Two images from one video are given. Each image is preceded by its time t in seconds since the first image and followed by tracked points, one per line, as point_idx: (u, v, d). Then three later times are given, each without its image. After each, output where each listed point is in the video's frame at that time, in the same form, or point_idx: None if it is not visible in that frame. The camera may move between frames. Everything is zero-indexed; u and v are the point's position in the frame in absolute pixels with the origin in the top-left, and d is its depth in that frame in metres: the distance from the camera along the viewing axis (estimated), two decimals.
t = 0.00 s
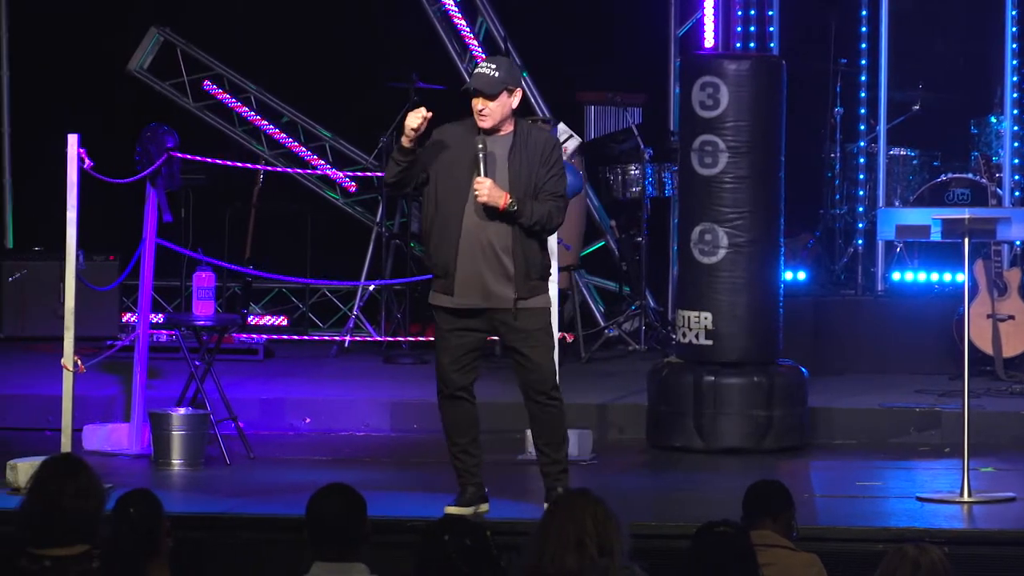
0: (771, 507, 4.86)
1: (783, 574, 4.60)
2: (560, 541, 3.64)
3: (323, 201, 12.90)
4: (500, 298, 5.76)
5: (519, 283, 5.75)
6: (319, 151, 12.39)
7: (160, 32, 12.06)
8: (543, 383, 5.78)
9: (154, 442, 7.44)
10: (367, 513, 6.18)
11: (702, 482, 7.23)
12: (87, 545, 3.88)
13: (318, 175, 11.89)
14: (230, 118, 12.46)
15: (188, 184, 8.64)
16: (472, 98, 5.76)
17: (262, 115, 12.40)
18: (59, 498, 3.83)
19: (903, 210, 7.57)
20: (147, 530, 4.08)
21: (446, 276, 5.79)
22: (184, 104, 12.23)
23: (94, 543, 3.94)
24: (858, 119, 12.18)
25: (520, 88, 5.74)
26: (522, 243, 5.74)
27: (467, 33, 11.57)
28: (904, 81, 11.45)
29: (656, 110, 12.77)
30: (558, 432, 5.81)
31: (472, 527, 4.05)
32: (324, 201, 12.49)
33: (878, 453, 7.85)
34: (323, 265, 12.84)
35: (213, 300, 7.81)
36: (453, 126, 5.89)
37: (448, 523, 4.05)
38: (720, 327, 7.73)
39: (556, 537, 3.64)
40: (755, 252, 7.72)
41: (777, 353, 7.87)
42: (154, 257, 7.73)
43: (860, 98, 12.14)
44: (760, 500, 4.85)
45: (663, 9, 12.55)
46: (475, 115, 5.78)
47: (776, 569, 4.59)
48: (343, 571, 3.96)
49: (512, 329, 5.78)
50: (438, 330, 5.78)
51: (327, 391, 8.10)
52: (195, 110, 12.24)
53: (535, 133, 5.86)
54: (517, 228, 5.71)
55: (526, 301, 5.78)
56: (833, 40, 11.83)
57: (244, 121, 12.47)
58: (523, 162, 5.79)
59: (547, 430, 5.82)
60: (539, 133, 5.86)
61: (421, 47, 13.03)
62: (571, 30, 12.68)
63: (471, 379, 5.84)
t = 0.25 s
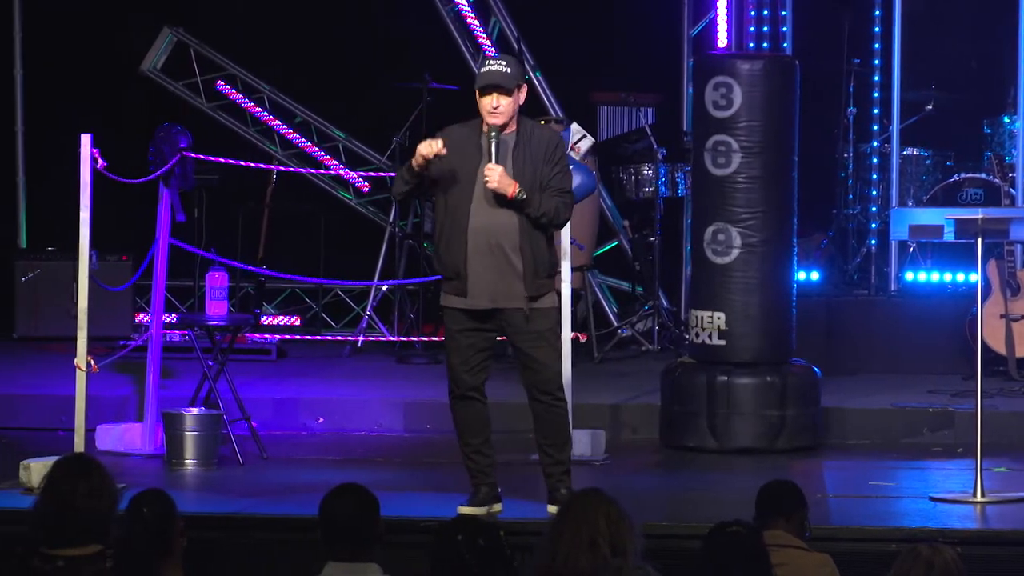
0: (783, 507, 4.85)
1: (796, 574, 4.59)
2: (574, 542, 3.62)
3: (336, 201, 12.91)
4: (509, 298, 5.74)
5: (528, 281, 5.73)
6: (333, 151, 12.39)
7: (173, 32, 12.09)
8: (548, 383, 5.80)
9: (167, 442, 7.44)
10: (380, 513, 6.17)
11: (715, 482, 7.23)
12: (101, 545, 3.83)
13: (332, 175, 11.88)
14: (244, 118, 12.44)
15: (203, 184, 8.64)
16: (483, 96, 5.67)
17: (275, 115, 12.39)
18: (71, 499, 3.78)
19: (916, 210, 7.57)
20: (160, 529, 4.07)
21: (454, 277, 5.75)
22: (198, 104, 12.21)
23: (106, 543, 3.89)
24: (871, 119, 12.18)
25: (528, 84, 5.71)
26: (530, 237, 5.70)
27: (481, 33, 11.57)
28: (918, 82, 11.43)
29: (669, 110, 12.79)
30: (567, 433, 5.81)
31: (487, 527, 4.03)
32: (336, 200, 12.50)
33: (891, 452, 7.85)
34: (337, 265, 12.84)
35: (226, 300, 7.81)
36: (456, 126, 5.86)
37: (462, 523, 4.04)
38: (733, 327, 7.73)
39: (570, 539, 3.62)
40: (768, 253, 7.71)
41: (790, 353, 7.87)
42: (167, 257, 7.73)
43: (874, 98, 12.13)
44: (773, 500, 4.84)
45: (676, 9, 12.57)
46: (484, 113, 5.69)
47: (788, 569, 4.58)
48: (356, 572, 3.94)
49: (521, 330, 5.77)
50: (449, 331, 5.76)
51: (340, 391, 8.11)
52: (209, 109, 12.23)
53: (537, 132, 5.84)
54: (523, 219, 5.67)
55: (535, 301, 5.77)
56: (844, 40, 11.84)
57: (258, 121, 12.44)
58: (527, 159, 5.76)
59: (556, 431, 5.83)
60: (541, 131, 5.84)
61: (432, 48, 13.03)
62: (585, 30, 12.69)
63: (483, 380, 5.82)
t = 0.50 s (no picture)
0: (797, 507, 4.84)
1: (810, 574, 4.57)
2: (587, 541, 3.61)
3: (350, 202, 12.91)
4: (524, 296, 5.72)
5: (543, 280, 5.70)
6: (346, 152, 12.39)
7: (187, 32, 12.10)
8: (562, 383, 5.77)
9: (181, 442, 7.44)
10: (394, 513, 6.17)
11: (729, 482, 7.23)
12: (115, 546, 3.82)
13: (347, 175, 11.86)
14: (257, 118, 12.42)
15: (217, 184, 8.64)
16: (499, 99, 5.65)
17: (289, 115, 12.37)
18: (85, 499, 3.77)
19: (930, 210, 7.59)
20: (174, 530, 4.06)
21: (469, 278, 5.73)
22: (212, 104, 12.15)
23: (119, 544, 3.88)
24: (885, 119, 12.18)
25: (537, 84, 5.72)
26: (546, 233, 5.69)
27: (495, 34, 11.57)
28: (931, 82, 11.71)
29: (682, 110, 12.80)
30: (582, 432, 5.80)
31: (500, 527, 4.06)
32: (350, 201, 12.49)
33: (904, 453, 7.85)
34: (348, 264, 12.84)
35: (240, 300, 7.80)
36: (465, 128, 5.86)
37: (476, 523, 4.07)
38: (747, 327, 7.73)
39: (584, 538, 3.60)
40: (782, 253, 7.71)
41: (804, 353, 7.87)
42: (181, 257, 7.73)
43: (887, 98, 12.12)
44: (787, 500, 4.84)
45: (688, 9, 12.57)
46: (498, 115, 5.68)
47: (802, 570, 4.57)
48: (370, 572, 3.94)
49: (536, 330, 5.75)
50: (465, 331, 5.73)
51: (354, 391, 8.11)
52: (223, 110, 12.18)
53: (547, 129, 5.82)
54: (539, 215, 5.67)
55: (551, 300, 5.75)
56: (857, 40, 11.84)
57: (271, 121, 12.42)
58: (540, 156, 5.74)
59: (571, 431, 5.80)
60: (551, 128, 5.83)
61: (443, 48, 13.02)
62: (598, 30, 12.69)
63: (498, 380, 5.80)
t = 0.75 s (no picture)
0: (807, 507, 4.85)
1: (820, 574, 4.55)
2: (599, 541, 3.64)
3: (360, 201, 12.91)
4: (538, 296, 5.71)
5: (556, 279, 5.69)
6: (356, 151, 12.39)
7: (198, 32, 12.11)
8: (575, 381, 5.79)
9: (192, 441, 7.44)
10: (405, 513, 6.16)
11: (739, 482, 7.22)
12: (126, 546, 3.81)
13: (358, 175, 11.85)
14: (268, 118, 12.44)
15: (229, 184, 8.64)
16: (515, 100, 5.63)
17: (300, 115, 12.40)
18: (95, 499, 3.76)
19: (941, 210, 7.61)
20: (184, 529, 4.06)
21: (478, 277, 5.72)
22: (223, 104, 12.22)
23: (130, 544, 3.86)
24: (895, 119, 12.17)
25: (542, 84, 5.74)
26: (560, 233, 5.66)
27: (505, 33, 11.56)
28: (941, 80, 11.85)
29: (693, 110, 12.80)
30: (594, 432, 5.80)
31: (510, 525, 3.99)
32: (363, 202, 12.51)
33: (914, 452, 7.85)
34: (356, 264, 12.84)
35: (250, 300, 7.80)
36: (473, 124, 5.82)
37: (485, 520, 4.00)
38: (757, 327, 7.73)
39: (597, 538, 3.63)
40: (793, 252, 7.71)
41: (815, 353, 7.86)
42: (192, 256, 7.73)
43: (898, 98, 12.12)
44: (797, 499, 4.85)
45: (699, 9, 12.58)
46: (513, 116, 5.66)
47: (812, 570, 4.55)
48: (380, 572, 3.93)
49: (551, 329, 5.76)
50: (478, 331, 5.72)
51: (365, 391, 8.11)
52: (234, 109, 12.22)
53: (558, 128, 5.81)
54: (555, 214, 5.65)
55: (565, 300, 5.74)
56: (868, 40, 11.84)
57: (282, 120, 12.44)
58: (552, 156, 5.73)
59: (583, 430, 5.81)
60: (562, 128, 5.81)
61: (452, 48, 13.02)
62: (609, 30, 12.68)
63: (510, 379, 5.79)
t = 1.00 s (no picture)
0: (815, 507, 4.86)
1: (829, 574, 4.53)
2: (609, 540, 3.63)
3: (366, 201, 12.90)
4: (548, 298, 5.72)
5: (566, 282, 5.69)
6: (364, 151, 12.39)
7: (205, 31, 12.08)
8: (584, 380, 5.77)
9: (199, 441, 7.43)
10: (413, 513, 6.16)
11: (746, 482, 7.22)
12: (133, 545, 3.81)
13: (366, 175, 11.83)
14: (276, 118, 12.45)
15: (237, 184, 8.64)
16: (535, 101, 5.61)
17: (308, 114, 12.40)
18: (103, 498, 3.75)
19: (949, 209, 7.63)
20: (192, 528, 4.06)
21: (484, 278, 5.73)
22: (230, 104, 12.21)
23: (138, 543, 3.87)
24: (903, 119, 12.16)
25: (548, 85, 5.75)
26: (573, 240, 5.66)
27: (513, 33, 11.56)
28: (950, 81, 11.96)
29: (699, 109, 12.80)
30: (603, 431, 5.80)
31: (519, 523, 3.98)
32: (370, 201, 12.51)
33: (922, 452, 7.84)
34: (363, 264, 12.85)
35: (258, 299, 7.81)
36: (488, 121, 5.79)
37: (494, 517, 3.98)
38: (765, 327, 7.73)
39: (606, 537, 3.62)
40: (801, 252, 7.71)
41: (822, 352, 7.85)
42: (199, 255, 7.74)
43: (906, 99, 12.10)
44: (805, 499, 4.85)
45: (706, 9, 12.58)
46: (535, 118, 5.63)
47: (820, 569, 4.54)
48: (388, 571, 3.93)
49: (562, 329, 5.75)
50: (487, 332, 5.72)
51: (372, 390, 8.11)
52: (241, 109, 12.22)
53: (572, 131, 5.80)
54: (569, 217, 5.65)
55: (575, 302, 5.75)
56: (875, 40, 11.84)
57: (290, 120, 12.45)
58: (566, 159, 5.71)
59: (593, 429, 5.81)
60: (576, 130, 5.80)
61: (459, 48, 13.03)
62: (616, 30, 12.69)
63: (518, 379, 5.78)
